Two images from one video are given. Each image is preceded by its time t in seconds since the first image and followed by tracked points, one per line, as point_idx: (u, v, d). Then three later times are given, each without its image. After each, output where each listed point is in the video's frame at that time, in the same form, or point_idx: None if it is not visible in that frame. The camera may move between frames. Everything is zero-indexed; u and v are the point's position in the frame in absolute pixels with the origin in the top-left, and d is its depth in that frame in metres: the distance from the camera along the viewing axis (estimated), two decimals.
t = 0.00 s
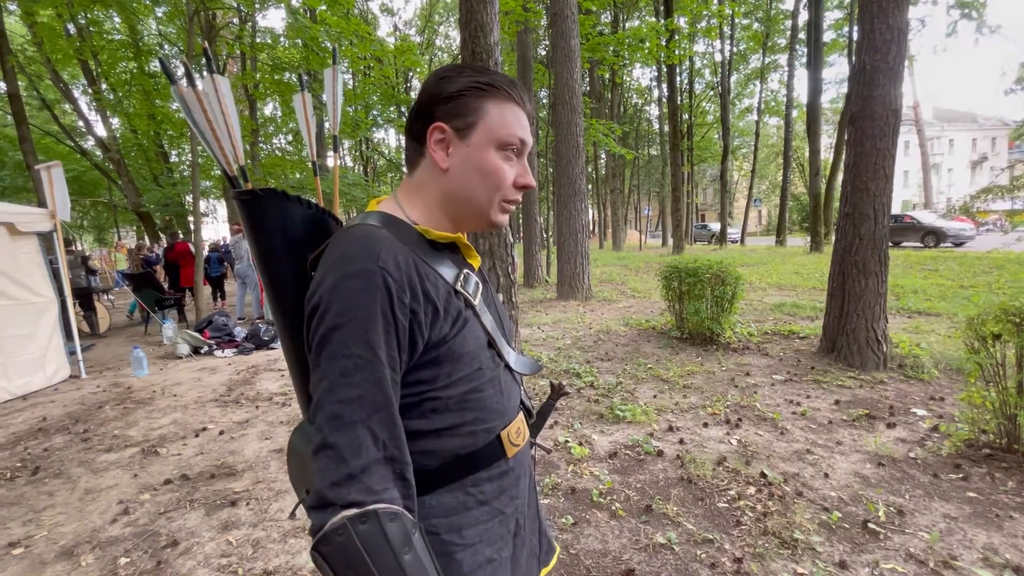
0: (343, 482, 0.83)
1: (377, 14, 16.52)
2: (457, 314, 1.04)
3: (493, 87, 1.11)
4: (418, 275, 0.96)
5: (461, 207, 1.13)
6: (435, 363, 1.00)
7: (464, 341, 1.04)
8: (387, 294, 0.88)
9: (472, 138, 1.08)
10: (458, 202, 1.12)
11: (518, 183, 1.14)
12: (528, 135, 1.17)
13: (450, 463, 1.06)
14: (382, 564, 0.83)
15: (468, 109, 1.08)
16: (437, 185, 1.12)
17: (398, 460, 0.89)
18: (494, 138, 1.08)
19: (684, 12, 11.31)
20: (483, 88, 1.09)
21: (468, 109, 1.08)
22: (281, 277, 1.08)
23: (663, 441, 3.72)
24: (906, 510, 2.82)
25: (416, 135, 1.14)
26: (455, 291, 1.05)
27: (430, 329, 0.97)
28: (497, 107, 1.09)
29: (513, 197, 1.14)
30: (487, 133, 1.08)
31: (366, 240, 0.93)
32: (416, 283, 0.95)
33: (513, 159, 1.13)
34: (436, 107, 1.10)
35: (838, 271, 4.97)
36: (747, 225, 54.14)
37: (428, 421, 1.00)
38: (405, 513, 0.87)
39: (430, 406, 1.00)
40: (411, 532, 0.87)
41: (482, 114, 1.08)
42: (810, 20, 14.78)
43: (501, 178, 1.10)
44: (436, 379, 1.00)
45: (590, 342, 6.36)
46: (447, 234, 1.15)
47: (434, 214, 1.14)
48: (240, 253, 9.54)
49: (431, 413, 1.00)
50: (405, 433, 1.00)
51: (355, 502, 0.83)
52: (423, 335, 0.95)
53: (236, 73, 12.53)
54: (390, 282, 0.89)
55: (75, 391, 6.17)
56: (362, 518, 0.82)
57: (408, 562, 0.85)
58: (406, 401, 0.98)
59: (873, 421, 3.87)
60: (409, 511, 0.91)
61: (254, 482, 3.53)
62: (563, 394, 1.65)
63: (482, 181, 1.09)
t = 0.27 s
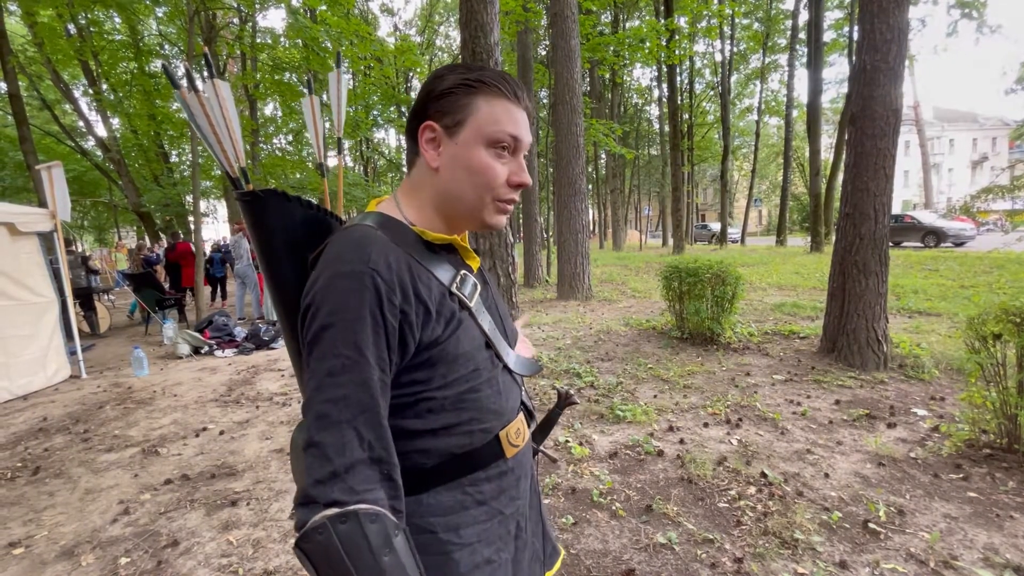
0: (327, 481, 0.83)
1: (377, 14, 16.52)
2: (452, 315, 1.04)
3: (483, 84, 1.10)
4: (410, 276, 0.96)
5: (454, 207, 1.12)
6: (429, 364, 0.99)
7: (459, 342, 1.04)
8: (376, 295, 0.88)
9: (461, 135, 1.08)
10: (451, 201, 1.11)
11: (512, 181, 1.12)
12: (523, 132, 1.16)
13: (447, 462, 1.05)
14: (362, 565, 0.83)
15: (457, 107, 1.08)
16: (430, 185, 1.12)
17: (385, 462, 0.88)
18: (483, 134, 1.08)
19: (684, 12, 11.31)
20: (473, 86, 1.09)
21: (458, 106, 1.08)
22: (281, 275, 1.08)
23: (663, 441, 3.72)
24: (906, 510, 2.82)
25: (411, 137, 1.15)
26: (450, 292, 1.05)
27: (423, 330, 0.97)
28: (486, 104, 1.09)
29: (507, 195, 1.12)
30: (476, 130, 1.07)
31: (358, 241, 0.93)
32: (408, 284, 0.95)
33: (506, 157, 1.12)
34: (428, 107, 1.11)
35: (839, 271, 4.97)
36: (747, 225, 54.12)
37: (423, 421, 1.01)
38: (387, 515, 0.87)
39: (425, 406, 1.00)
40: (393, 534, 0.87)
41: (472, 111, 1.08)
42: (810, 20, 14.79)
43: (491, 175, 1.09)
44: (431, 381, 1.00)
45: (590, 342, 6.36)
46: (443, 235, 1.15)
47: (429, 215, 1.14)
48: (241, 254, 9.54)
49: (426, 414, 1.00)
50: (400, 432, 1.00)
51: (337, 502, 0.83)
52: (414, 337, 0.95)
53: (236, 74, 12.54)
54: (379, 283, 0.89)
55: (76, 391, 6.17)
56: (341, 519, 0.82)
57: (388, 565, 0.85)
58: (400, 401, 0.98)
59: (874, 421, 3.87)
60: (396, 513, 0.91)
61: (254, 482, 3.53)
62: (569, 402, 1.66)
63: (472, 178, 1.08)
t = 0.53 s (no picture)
0: (308, 475, 0.81)
1: (377, 14, 16.53)
2: (451, 312, 1.04)
3: (457, 70, 1.11)
4: (407, 272, 0.96)
5: (450, 196, 1.12)
6: (428, 362, 0.99)
7: (457, 340, 1.04)
8: (373, 290, 0.88)
9: (445, 124, 1.08)
10: (447, 191, 1.11)
11: (502, 160, 1.12)
12: (504, 110, 1.16)
13: (447, 461, 1.05)
14: (343, 553, 0.76)
15: (436, 96, 1.09)
16: (422, 179, 1.12)
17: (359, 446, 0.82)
18: (467, 119, 1.08)
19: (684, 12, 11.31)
20: (447, 73, 1.10)
21: (437, 96, 1.09)
22: (282, 274, 1.08)
23: (664, 441, 3.72)
24: (907, 510, 2.82)
25: (396, 137, 1.16)
26: (448, 289, 1.05)
27: (421, 327, 0.97)
28: (464, 89, 1.09)
29: (499, 174, 1.12)
30: (459, 115, 1.08)
31: (356, 238, 0.93)
32: (406, 280, 0.95)
33: (493, 138, 1.12)
34: (408, 102, 1.12)
35: (839, 270, 4.96)
36: (747, 225, 54.09)
37: (423, 419, 1.01)
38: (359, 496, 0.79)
39: (425, 404, 1.00)
40: (371, 513, 0.78)
41: (451, 98, 1.08)
42: (810, 20, 14.79)
43: (480, 157, 1.09)
44: (430, 378, 1.00)
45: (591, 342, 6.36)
46: (443, 229, 1.15)
47: (427, 209, 1.13)
48: (241, 253, 9.53)
49: (425, 412, 1.01)
50: (400, 430, 1.00)
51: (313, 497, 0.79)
52: (412, 333, 0.94)
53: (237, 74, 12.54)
54: (376, 279, 0.89)
55: (76, 391, 6.17)
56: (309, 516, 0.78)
57: (371, 549, 0.76)
58: (399, 399, 0.98)
59: (874, 421, 3.86)
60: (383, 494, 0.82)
61: (255, 482, 3.53)
62: (572, 402, 1.66)
63: (463, 162, 1.08)
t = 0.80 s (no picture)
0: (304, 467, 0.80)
1: (378, 14, 16.53)
2: (448, 312, 1.04)
3: (442, 65, 1.10)
4: (403, 269, 0.96)
5: (443, 193, 1.12)
6: (426, 361, 0.99)
7: (455, 340, 1.04)
8: (368, 287, 0.88)
9: (433, 121, 1.08)
10: (440, 188, 1.11)
11: (494, 153, 1.11)
12: (493, 102, 1.15)
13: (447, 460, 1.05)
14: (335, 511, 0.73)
15: (423, 93, 1.09)
16: (415, 178, 1.13)
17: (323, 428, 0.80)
18: (454, 114, 1.08)
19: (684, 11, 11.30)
20: (432, 68, 1.10)
21: (423, 93, 1.08)
22: (282, 275, 1.08)
23: (664, 441, 3.72)
24: (907, 510, 2.81)
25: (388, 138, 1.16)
26: (446, 289, 1.05)
27: (417, 326, 0.97)
28: (450, 83, 1.09)
29: (491, 167, 1.12)
30: (446, 111, 1.07)
31: (353, 237, 0.94)
32: (402, 279, 0.95)
33: (483, 130, 1.11)
34: (397, 101, 1.12)
35: (840, 270, 4.96)
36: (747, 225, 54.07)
37: (422, 419, 1.01)
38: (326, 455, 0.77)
39: (425, 404, 1.00)
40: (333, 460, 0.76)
41: (438, 95, 1.08)
42: (810, 19, 14.78)
43: (471, 151, 1.08)
44: (429, 377, 1.00)
45: (591, 342, 6.36)
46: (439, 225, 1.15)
47: (423, 207, 1.14)
48: (241, 254, 9.52)
49: (424, 412, 1.01)
50: (400, 429, 1.01)
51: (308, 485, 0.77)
52: (408, 331, 0.94)
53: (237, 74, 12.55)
54: (371, 277, 0.89)
55: (77, 391, 6.18)
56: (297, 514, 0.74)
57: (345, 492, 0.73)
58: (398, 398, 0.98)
59: (875, 421, 3.86)
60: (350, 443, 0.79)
61: (255, 482, 3.53)
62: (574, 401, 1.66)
63: (454, 157, 1.08)
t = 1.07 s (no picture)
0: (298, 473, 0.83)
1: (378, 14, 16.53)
2: (445, 314, 1.03)
3: (442, 65, 1.10)
4: (400, 272, 0.95)
5: (441, 194, 1.11)
6: (424, 363, 0.99)
7: (453, 342, 1.03)
8: (363, 290, 0.88)
9: (432, 121, 1.08)
10: (438, 189, 1.10)
11: (492, 154, 1.11)
12: (493, 103, 1.15)
13: (446, 461, 1.05)
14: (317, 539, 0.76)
15: (423, 93, 1.09)
16: (413, 178, 1.12)
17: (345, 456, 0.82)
18: (454, 115, 1.07)
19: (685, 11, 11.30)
20: (432, 68, 1.10)
21: (423, 93, 1.08)
22: (283, 274, 1.09)
23: (665, 441, 3.71)
24: (908, 510, 2.81)
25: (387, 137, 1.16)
26: (443, 291, 1.04)
27: (414, 328, 0.96)
28: (450, 84, 1.09)
29: (490, 169, 1.11)
30: (446, 112, 1.07)
31: (350, 240, 0.93)
32: (399, 282, 0.94)
33: (482, 132, 1.11)
34: (396, 101, 1.12)
35: (840, 270, 4.96)
36: (748, 225, 54.06)
37: (420, 419, 1.01)
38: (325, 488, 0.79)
39: (423, 405, 1.00)
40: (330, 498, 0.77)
41: (438, 95, 1.08)
42: (810, 19, 14.78)
43: (470, 152, 1.08)
44: (426, 379, 1.00)
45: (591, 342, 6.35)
46: (437, 226, 1.14)
47: (420, 207, 1.13)
48: (241, 254, 9.51)
49: (423, 413, 1.01)
50: (398, 430, 1.01)
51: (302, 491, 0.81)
52: (405, 334, 0.94)
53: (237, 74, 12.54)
54: (366, 280, 0.88)
55: (77, 391, 6.18)
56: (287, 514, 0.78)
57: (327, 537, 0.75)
58: (396, 399, 0.99)
59: (875, 421, 3.86)
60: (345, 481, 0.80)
61: (255, 482, 3.52)
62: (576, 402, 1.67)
63: (452, 159, 1.08)
